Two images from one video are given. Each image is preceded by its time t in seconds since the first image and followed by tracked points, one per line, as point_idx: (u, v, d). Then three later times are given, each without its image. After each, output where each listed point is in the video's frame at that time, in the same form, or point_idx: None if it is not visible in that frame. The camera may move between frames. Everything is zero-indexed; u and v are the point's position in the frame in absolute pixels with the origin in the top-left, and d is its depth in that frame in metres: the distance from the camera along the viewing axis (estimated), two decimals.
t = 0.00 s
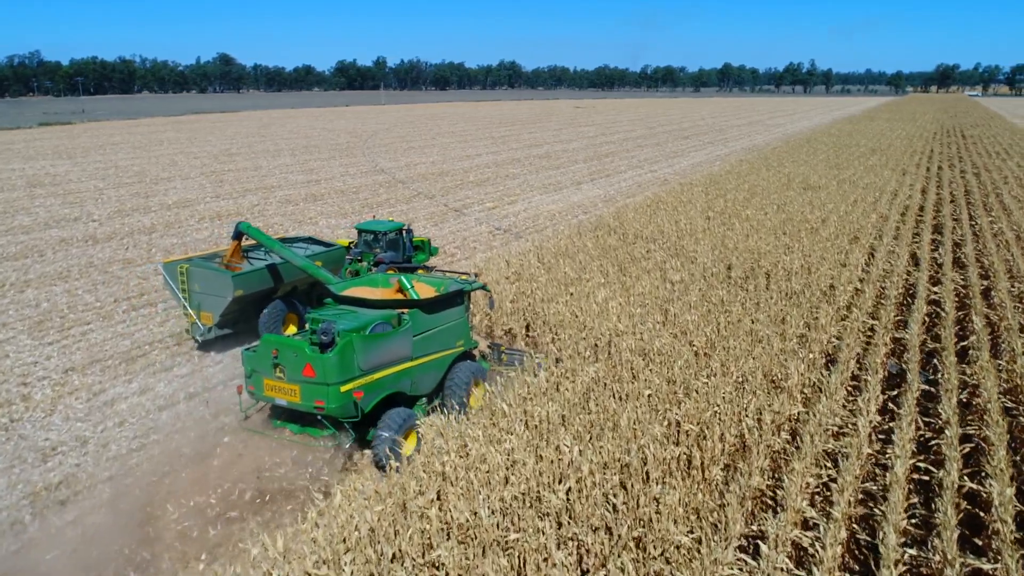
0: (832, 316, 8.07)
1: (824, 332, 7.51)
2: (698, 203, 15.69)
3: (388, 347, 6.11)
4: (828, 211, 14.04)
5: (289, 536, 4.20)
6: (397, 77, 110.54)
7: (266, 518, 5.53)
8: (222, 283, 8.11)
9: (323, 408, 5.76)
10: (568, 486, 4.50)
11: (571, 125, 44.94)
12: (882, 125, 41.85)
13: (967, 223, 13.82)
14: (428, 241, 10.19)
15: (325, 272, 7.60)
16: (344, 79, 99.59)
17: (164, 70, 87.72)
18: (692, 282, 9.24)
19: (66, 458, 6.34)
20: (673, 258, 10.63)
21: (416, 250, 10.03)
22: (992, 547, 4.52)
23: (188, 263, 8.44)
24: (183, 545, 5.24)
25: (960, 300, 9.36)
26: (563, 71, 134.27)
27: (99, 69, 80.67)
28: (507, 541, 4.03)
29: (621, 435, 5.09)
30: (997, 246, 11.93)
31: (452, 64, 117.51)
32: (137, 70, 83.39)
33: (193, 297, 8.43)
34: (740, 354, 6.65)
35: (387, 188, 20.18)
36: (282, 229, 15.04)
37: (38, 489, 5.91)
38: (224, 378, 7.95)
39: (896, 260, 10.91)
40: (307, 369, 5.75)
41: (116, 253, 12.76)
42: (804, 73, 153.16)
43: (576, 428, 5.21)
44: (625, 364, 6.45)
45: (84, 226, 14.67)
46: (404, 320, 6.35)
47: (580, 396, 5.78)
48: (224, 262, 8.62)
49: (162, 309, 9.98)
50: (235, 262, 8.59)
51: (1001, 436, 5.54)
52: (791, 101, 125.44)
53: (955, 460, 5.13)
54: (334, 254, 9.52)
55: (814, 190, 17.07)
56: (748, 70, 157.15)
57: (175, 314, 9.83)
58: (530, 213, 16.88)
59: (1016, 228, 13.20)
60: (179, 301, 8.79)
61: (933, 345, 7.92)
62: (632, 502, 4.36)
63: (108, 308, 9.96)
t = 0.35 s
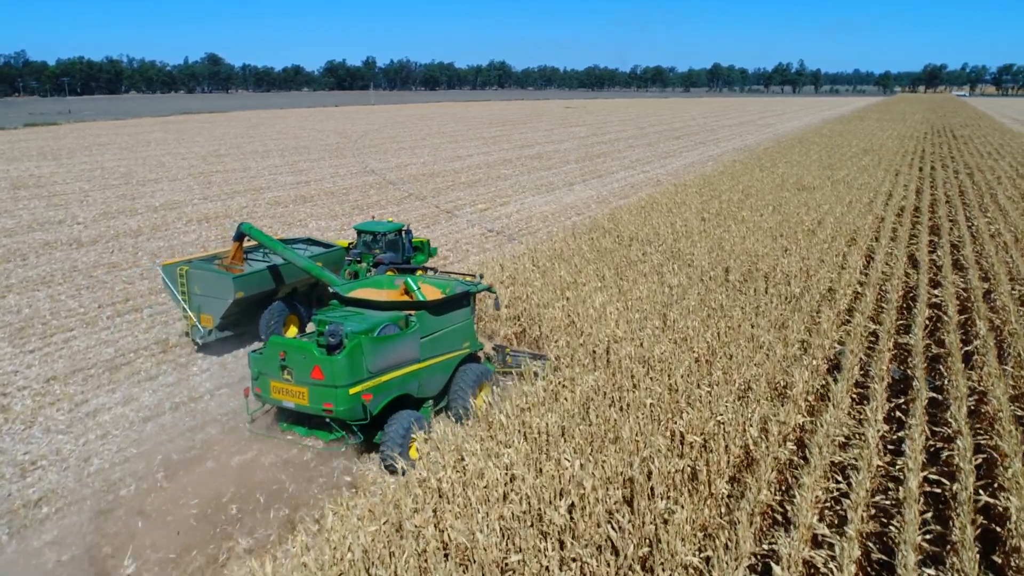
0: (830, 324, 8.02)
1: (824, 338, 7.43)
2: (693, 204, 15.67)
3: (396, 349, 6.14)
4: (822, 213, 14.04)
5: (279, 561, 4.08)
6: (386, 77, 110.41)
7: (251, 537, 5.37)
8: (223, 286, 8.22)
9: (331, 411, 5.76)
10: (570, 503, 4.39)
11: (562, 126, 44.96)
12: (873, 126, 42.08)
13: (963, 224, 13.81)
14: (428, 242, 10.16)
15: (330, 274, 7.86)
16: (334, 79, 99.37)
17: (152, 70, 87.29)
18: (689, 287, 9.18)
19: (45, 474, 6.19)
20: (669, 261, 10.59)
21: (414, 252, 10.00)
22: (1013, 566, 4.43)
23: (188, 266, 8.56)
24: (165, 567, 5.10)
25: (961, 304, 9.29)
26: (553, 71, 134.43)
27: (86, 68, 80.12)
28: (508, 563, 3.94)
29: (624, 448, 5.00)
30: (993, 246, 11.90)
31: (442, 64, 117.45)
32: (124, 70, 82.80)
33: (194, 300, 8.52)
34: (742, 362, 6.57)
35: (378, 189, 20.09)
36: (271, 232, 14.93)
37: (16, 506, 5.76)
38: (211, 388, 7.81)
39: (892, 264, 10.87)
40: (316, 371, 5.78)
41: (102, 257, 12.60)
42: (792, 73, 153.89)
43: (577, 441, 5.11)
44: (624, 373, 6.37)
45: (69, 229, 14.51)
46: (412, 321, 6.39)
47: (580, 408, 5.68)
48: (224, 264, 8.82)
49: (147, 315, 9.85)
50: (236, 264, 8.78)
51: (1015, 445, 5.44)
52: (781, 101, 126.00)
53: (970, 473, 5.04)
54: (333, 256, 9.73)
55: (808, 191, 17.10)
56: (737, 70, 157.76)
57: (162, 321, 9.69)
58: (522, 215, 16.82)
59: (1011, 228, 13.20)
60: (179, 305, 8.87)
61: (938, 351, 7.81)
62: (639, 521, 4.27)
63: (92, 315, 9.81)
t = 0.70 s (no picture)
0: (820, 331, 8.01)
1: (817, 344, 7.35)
2: (678, 205, 15.67)
3: (396, 352, 6.20)
4: (806, 214, 14.06)
5: None
6: (365, 77, 109.90)
7: (228, 563, 5.18)
8: (213, 288, 8.24)
9: (332, 415, 5.83)
10: (567, 523, 4.29)
11: (543, 126, 44.96)
12: (851, 125, 42.50)
13: (947, 224, 13.86)
14: (418, 246, 10.64)
15: (327, 278, 7.94)
16: (312, 79, 98.65)
17: (127, 70, 86.16)
18: (677, 292, 9.11)
19: (12, 494, 5.97)
20: (657, 265, 10.53)
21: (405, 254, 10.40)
22: None
23: (176, 269, 8.54)
24: None
25: (952, 306, 9.24)
26: (533, 71, 134.55)
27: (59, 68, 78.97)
28: None
29: (621, 462, 4.89)
30: (978, 247, 11.94)
31: (421, 64, 117.11)
32: (99, 70, 81.61)
33: (182, 303, 8.52)
34: (737, 368, 6.52)
35: (358, 191, 19.92)
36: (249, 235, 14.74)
37: None
38: (187, 401, 7.60)
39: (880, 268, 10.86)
40: (316, 375, 5.83)
41: (74, 263, 12.33)
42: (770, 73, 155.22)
43: (573, 456, 4.99)
44: (616, 381, 6.25)
45: (41, 234, 14.21)
46: (412, 323, 6.43)
47: (573, 419, 5.56)
48: (217, 268, 8.55)
49: (121, 324, 9.63)
50: (229, 266, 8.56)
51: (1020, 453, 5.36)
52: (759, 100, 127.00)
53: (976, 485, 4.96)
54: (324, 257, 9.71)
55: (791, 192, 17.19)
56: (716, 69, 158.84)
57: (136, 331, 9.45)
58: (505, 217, 16.73)
59: (994, 228, 13.26)
60: (167, 308, 8.85)
61: (934, 355, 7.74)
62: (640, 542, 4.16)
63: (63, 325, 9.56)
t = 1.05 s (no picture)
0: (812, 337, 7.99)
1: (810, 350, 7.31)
2: (664, 206, 15.67)
3: (397, 354, 6.18)
4: (792, 216, 14.10)
5: None
6: (345, 77, 109.41)
7: None
8: (205, 291, 8.21)
9: (333, 419, 5.82)
10: (563, 544, 4.22)
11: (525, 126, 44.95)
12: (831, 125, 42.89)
13: (933, 224, 13.92)
14: (409, 247, 10.85)
15: (322, 279, 8.00)
16: (292, 80, 97.97)
17: (103, 69, 85.14)
18: (666, 296, 9.07)
19: None
20: (647, 268, 10.50)
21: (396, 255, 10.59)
22: None
23: (167, 271, 8.48)
24: None
25: (946, 307, 9.19)
26: (513, 71, 134.64)
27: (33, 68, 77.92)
28: None
29: (619, 479, 4.80)
30: (965, 246, 11.96)
31: (402, 65, 116.76)
32: (75, 70, 80.45)
33: (173, 306, 8.46)
34: (732, 377, 6.47)
35: (340, 192, 19.76)
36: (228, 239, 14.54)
37: None
38: (163, 411, 7.40)
39: (868, 271, 10.85)
40: (318, 379, 5.81)
41: (47, 268, 12.09)
42: (749, 73, 156.45)
43: (571, 471, 4.89)
44: (610, 390, 6.15)
45: (13, 238, 13.91)
46: (412, 325, 6.43)
47: (567, 431, 5.45)
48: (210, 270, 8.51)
49: (95, 334, 9.40)
50: (220, 269, 8.52)
51: None
52: (740, 98, 127.89)
53: (984, 496, 4.87)
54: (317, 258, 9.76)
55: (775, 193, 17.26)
56: (695, 69, 159.74)
57: (111, 340, 9.24)
58: (488, 218, 16.67)
59: (980, 227, 13.31)
60: (157, 311, 8.77)
61: (930, 358, 7.68)
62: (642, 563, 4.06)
63: (36, 333, 9.34)
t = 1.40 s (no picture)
0: (802, 343, 7.98)
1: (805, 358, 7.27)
2: (650, 208, 15.65)
3: (398, 355, 6.17)
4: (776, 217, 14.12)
5: None
6: (323, 77, 108.82)
7: None
8: (198, 293, 8.20)
9: (336, 421, 5.76)
10: (559, 566, 4.12)
11: (506, 126, 44.89)
12: (810, 125, 43.26)
13: (918, 224, 13.97)
14: (400, 247, 11.02)
15: (317, 281, 7.84)
16: (269, 80, 97.26)
17: (75, 69, 83.83)
18: (656, 301, 9.00)
19: None
20: (634, 272, 10.45)
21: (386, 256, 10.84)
22: None
23: (157, 274, 8.43)
24: None
25: (939, 308, 9.10)
26: (492, 71, 134.60)
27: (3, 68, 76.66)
28: None
29: (618, 497, 4.69)
30: (950, 247, 11.98)
31: (380, 65, 116.31)
32: (48, 70, 79.19)
33: (163, 309, 8.40)
34: (726, 384, 6.43)
35: (319, 194, 19.56)
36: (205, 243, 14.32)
37: None
38: (138, 424, 7.16)
39: (856, 275, 10.81)
40: (321, 382, 5.74)
41: (16, 275, 11.80)
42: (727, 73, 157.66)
43: (569, 489, 4.77)
44: (603, 400, 6.05)
45: None
46: (413, 327, 6.43)
47: (560, 445, 5.34)
48: (200, 272, 8.65)
49: (66, 343, 9.16)
50: (211, 271, 8.62)
51: None
52: (718, 97, 128.75)
53: (994, 509, 4.75)
54: (307, 261, 9.97)
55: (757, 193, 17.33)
56: (674, 69, 160.77)
57: (82, 349, 8.98)
58: (471, 220, 16.56)
59: (965, 226, 13.36)
60: (146, 314, 8.70)
61: (926, 361, 7.59)
62: None
63: (4, 343, 9.08)
